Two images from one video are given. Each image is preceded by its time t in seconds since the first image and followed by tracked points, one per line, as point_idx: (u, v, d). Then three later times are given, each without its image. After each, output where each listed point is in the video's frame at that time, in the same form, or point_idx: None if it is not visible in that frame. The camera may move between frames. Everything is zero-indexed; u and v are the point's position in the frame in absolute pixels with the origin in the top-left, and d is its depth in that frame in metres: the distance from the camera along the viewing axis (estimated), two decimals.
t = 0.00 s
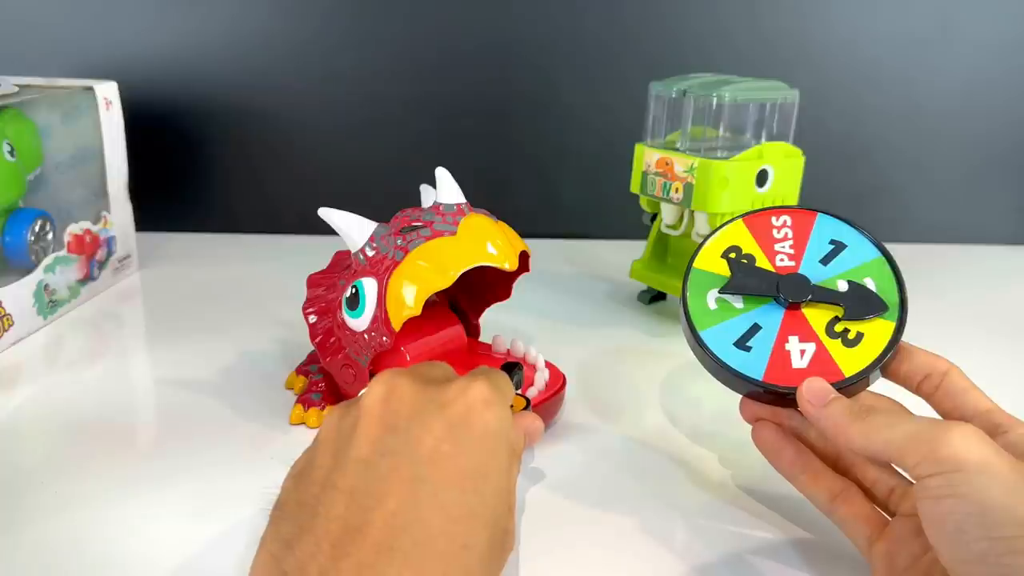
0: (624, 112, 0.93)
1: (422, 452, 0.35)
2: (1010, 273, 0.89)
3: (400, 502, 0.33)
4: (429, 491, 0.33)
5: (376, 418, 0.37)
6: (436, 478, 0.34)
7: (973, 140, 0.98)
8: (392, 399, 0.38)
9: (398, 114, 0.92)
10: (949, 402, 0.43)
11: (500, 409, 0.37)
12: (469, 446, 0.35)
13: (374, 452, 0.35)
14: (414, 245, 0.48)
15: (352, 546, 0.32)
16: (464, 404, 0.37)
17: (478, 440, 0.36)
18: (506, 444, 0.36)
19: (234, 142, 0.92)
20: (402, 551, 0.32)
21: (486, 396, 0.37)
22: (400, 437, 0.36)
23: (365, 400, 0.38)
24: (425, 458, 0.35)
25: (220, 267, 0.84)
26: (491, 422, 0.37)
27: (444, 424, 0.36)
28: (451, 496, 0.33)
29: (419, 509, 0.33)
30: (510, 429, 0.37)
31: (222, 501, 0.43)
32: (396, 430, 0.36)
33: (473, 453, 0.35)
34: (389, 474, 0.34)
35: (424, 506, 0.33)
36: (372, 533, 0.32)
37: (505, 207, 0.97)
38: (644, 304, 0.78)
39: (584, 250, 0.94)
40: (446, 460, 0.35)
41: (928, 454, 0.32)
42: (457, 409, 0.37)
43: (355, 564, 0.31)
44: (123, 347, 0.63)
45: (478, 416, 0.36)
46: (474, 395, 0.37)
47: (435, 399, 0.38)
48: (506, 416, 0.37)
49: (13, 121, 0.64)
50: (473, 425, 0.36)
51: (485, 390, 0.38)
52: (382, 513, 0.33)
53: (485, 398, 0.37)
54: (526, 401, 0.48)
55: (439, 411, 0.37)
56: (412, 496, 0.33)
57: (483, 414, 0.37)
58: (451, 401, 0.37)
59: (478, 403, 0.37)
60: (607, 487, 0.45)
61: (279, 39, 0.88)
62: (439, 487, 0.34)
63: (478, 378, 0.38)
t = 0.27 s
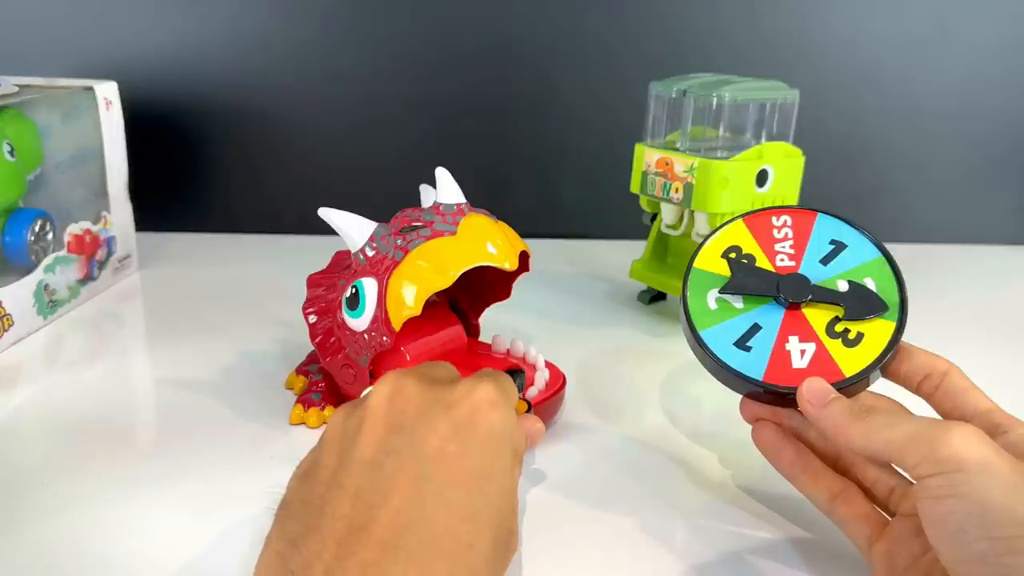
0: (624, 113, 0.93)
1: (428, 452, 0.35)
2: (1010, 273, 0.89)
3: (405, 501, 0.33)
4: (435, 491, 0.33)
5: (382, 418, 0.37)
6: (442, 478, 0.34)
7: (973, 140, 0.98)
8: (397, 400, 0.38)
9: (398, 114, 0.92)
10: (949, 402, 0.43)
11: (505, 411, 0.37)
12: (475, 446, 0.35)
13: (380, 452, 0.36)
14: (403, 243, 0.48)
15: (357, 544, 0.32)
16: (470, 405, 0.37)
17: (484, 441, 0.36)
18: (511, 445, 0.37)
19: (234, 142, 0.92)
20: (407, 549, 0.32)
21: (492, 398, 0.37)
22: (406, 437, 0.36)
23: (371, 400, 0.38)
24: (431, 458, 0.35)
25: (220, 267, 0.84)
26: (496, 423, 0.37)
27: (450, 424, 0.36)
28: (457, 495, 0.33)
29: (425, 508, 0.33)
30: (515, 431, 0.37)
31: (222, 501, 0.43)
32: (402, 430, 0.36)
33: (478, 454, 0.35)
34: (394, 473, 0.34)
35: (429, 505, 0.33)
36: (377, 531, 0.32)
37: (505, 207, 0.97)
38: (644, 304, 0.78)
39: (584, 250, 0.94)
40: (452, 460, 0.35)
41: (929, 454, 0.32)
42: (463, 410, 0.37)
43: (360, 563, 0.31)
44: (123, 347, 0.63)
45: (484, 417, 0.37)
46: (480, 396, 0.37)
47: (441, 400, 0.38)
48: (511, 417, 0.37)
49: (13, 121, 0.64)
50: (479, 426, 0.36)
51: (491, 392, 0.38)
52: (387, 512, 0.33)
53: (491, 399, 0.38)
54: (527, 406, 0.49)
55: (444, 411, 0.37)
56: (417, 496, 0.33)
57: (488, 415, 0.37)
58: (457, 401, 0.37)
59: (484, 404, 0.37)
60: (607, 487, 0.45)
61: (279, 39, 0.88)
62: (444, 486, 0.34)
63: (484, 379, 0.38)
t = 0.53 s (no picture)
0: (624, 113, 0.93)
1: (435, 456, 0.35)
2: (1010, 273, 0.89)
3: (414, 506, 0.33)
4: (443, 495, 0.34)
5: (389, 424, 0.37)
6: (450, 483, 0.34)
7: (972, 140, 0.98)
8: (405, 406, 0.38)
9: (398, 113, 0.92)
10: (949, 402, 0.43)
11: (511, 418, 0.38)
12: (482, 452, 0.36)
13: (388, 458, 0.36)
14: (456, 279, 0.46)
15: (366, 550, 0.32)
16: (476, 412, 0.37)
17: (490, 446, 0.36)
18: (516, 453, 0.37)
19: (234, 142, 0.92)
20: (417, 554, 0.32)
21: (498, 405, 0.38)
22: (414, 442, 0.36)
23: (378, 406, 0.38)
24: (438, 463, 0.35)
25: (220, 267, 0.84)
26: (502, 429, 0.37)
27: (457, 430, 0.36)
28: (465, 501, 0.34)
29: (433, 514, 0.33)
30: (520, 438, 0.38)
31: (222, 501, 0.43)
32: (410, 436, 0.36)
33: (485, 459, 0.35)
34: (402, 479, 0.34)
35: (437, 510, 0.33)
36: (385, 536, 0.32)
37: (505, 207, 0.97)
38: (644, 304, 0.78)
39: (584, 250, 0.94)
40: (459, 465, 0.35)
41: (929, 454, 0.32)
42: (470, 415, 0.37)
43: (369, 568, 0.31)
44: (123, 347, 0.63)
45: (490, 424, 0.37)
46: (486, 403, 0.38)
47: (448, 406, 0.38)
48: (516, 425, 0.38)
49: (13, 121, 0.64)
50: (486, 432, 0.37)
51: (497, 399, 0.38)
52: (395, 517, 0.33)
53: (497, 406, 0.38)
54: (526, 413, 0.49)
55: (452, 417, 0.37)
56: (426, 501, 0.33)
57: (495, 422, 0.37)
58: (464, 407, 0.38)
59: (490, 411, 0.37)
60: (607, 488, 0.45)
61: (279, 39, 0.88)
62: (452, 491, 0.34)
63: (490, 386, 0.39)
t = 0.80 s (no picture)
0: (624, 112, 0.93)
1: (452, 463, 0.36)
2: (1009, 273, 0.89)
3: (430, 511, 0.34)
4: (459, 500, 0.34)
5: (407, 431, 0.38)
6: (466, 489, 0.34)
7: (972, 140, 0.98)
8: (422, 413, 0.39)
9: (398, 113, 0.92)
10: (950, 403, 0.43)
11: (527, 427, 0.38)
12: (498, 460, 0.36)
13: (405, 463, 0.36)
14: (467, 284, 0.47)
15: (380, 552, 0.32)
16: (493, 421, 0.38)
17: (506, 454, 0.36)
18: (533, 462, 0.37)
19: (234, 142, 0.92)
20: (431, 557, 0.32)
21: (514, 414, 0.38)
22: (431, 449, 0.36)
23: (396, 412, 0.39)
24: (455, 469, 0.35)
25: (220, 267, 0.84)
26: (519, 439, 0.37)
27: (474, 438, 0.37)
28: (480, 506, 0.34)
29: (449, 518, 0.33)
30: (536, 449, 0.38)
31: (223, 501, 0.43)
32: (427, 442, 0.37)
33: (500, 466, 0.36)
34: (419, 484, 0.35)
35: (452, 515, 0.33)
36: (400, 539, 0.32)
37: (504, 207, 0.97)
38: (644, 304, 0.78)
39: (584, 249, 0.94)
40: (475, 471, 0.35)
41: (930, 454, 0.32)
42: (487, 424, 0.38)
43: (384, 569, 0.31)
44: (122, 347, 0.63)
45: (507, 433, 0.37)
46: (504, 412, 0.38)
47: (465, 414, 0.39)
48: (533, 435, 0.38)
49: (13, 121, 0.64)
50: (502, 440, 0.37)
51: (514, 408, 0.39)
52: (410, 520, 0.33)
53: (513, 415, 0.38)
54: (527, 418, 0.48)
55: (469, 425, 0.38)
56: (441, 505, 0.34)
57: (512, 431, 0.38)
58: (481, 416, 0.38)
59: (507, 420, 0.38)
60: (608, 488, 0.45)
61: (279, 39, 0.88)
62: (467, 497, 0.34)
63: (506, 396, 0.39)
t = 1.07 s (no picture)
0: (623, 112, 0.93)
1: (453, 460, 0.35)
2: (1009, 273, 0.89)
3: (431, 508, 0.33)
4: (460, 498, 0.34)
5: (408, 427, 0.38)
6: (467, 485, 0.34)
7: (972, 140, 0.98)
8: (424, 409, 0.38)
9: (397, 113, 0.92)
10: (951, 403, 0.43)
11: (529, 422, 0.38)
12: (498, 456, 0.36)
13: (406, 460, 0.36)
14: (458, 284, 0.47)
15: (383, 550, 0.32)
16: (494, 416, 0.37)
17: (507, 450, 0.36)
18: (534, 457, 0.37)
19: (234, 142, 0.92)
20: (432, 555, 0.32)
21: (515, 409, 0.38)
22: (432, 446, 0.36)
23: (397, 408, 0.38)
24: (456, 465, 0.35)
25: (220, 267, 0.84)
26: (521, 434, 0.37)
27: (475, 434, 0.37)
28: (481, 504, 0.34)
29: (450, 516, 0.33)
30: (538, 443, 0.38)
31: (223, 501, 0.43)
32: (429, 439, 0.37)
33: (502, 463, 0.35)
34: (420, 481, 0.35)
35: (453, 512, 0.33)
36: (401, 537, 0.33)
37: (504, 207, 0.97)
38: (644, 304, 0.78)
39: (584, 250, 0.94)
40: (476, 468, 0.35)
41: (931, 454, 0.32)
42: (488, 419, 0.37)
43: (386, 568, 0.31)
44: (122, 347, 0.63)
45: (508, 428, 0.37)
46: (504, 408, 0.38)
47: (467, 410, 0.38)
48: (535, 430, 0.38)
49: (13, 120, 0.64)
50: (504, 436, 0.37)
51: (515, 403, 0.38)
52: (412, 518, 0.33)
53: (515, 411, 0.38)
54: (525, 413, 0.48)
55: (470, 421, 0.37)
56: (443, 503, 0.34)
57: (512, 426, 0.37)
58: (482, 411, 0.38)
59: (508, 415, 0.38)
60: (609, 488, 0.45)
61: (278, 39, 0.88)
62: (468, 494, 0.34)
63: (508, 391, 0.39)
